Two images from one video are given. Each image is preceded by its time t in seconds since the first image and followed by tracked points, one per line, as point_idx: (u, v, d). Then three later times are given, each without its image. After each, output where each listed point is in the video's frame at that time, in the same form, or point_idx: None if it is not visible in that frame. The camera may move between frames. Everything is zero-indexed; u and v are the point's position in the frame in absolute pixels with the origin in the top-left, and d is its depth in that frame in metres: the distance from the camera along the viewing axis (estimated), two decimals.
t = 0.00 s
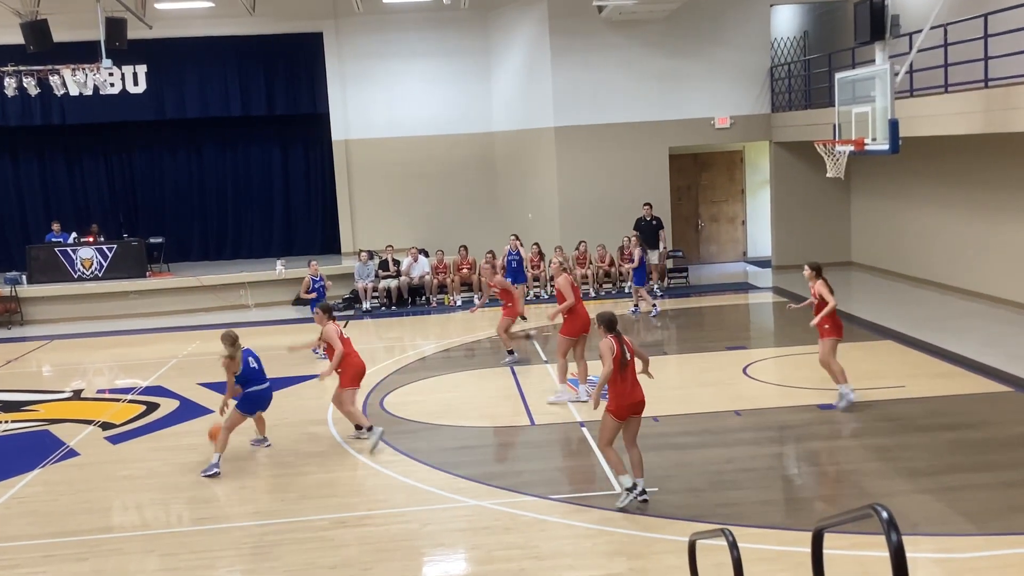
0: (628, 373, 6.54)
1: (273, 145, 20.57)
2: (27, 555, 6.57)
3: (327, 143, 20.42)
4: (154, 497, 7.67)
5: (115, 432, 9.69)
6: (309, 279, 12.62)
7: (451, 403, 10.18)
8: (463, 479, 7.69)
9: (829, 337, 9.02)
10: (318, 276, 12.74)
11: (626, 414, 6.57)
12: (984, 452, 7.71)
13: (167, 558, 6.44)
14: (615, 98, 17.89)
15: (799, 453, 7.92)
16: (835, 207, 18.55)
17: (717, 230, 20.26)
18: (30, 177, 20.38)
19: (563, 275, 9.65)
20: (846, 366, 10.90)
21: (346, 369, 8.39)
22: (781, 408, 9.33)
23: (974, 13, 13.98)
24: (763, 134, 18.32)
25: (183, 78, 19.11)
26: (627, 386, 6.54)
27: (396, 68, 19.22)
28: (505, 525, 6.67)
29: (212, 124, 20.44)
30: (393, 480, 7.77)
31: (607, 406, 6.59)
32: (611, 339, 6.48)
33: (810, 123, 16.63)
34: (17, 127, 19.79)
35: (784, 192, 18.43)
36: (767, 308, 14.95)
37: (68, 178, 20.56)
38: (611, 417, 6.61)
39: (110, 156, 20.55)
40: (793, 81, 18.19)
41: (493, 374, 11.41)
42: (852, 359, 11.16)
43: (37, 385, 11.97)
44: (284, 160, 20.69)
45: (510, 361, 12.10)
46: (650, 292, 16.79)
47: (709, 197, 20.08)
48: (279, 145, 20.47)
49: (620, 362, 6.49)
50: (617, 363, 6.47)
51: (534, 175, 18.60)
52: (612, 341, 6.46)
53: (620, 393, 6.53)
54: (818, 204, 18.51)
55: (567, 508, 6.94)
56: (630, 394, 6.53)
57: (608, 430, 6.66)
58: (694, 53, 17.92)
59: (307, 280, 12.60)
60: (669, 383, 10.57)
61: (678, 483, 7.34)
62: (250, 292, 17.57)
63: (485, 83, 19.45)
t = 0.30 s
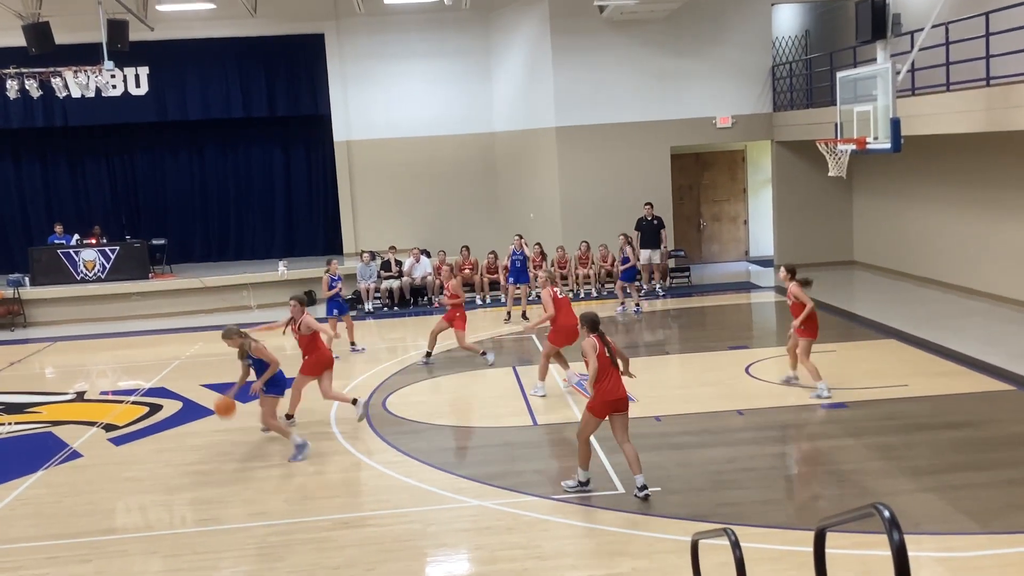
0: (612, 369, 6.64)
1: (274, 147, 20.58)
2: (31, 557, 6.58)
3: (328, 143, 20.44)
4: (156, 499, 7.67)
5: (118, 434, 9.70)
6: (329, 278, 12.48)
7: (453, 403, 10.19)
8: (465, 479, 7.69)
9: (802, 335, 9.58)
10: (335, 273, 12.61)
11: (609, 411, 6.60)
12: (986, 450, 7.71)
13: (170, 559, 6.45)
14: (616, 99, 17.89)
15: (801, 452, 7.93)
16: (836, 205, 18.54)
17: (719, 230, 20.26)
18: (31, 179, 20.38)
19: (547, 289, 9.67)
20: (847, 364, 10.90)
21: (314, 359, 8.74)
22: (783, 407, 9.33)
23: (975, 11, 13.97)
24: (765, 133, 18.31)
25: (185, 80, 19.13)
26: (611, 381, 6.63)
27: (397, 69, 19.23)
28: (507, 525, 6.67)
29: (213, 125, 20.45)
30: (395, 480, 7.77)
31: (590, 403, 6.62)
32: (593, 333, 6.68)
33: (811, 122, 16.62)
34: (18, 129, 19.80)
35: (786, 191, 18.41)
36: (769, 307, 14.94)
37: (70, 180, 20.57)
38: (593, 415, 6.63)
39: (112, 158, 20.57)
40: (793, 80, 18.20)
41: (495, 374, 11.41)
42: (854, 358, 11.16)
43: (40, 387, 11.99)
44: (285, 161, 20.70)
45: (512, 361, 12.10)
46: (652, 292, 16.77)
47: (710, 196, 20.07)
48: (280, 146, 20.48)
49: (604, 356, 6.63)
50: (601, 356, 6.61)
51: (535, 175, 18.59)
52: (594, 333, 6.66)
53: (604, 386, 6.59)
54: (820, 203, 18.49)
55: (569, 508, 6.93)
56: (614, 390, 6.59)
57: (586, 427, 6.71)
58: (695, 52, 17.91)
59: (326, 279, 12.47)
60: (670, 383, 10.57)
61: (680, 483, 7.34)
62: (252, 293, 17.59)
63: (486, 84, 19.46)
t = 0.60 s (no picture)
0: (577, 366, 6.84)
1: (273, 147, 20.58)
2: (30, 558, 6.58)
3: (326, 143, 20.44)
4: (155, 499, 7.67)
5: (117, 434, 9.70)
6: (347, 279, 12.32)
7: (451, 403, 10.19)
8: (464, 479, 7.69)
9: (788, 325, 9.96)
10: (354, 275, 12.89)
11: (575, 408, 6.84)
12: (984, 449, 7.72)
13: (169, 560, 6.45)
14: (615, 98, 17.90)
15: (799, 451, 7.93)
16: (834, 204, 18.54)
17: (717, 229, 20.26)
18: (29, 180, 20.35)
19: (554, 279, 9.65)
20: (845, 363, 10.91)
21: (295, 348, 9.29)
22: (781, 406, 9.34)
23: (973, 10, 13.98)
24: (763, 132, 18.30)
25: (184, 80, 19.11)
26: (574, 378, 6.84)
27: (394, 69, 19.23)
28: (506, 524, 6.67)
29: (211, 125, 20.43)
30: (393, 480, 7.77)
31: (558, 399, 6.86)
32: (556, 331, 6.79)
33: (809, 120, 16.63)
34: (16, 130, 19.77)
35: (784, 190, 18.40)
36: (767, 306, 14.94)
37: (69, 182, 20.54)
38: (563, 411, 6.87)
39: (110, 159, 20.55)
40: (792, 79, 18.21)
41: (494, 374, 11.41)
42: (852, 357, 11.17)
43: (38, 387, 11.99)
44: (283, 161, 20.70)
45: (510, 361, 12.10)
46: (650, 291, 16.76)
47: (708, 196, 20.08)
48: (279, 146, 20.47)
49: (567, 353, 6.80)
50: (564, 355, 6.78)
51: (533, 175, 18.60)
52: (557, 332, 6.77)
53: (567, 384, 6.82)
54: (818, 202, 18.49)
55: (568, 508, 6.93)
56: (578, 387, 6.82)
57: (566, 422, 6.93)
58: (693, 51, 17.92)
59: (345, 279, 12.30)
60: (669, 382, 10.58)
61: (679, 483, 7.34)
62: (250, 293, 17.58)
63: (484, 83, 19.45)
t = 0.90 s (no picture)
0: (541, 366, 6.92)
1: (268, 147, 20.58)
2: (26, 558, 6.57)
3: (322, 142, 20.44)
4: (151, 500, 7.66)
5: (113, 434, 9.69)
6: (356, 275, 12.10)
7: (449, 402, 10.19)
8: (461, 479, 7.69)
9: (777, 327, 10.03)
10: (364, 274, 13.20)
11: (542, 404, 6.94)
12: (981, 448, 7.72)
13: (165, 560, 6.44)
14: (610, 97, 17.90)
15: (796, 451, 7.94)
16: (830, 203, 18.56)
17: (713, 228, 20.27)
18: (25, 180, 20.31)
19: (562, 288, 9.46)
20: (844, 362, 10.91)
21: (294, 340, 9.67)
22: (779, 405, 9.34)
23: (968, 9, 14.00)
24: (759, 131, 18.32)
25: (179, 80, 19.09)
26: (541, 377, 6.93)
27: (390, 70, 19.23)
28: (503, 524, 6.67)
29: (207, 125, 20.41)
30: (390, 480, 7.76)
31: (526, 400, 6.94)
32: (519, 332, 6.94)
33: (805, 120, 16.65)
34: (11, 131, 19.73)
35: (779, 190, 18.42)
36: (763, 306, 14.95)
37: (65, 183, 20.50)
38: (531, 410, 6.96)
39: (106, 159, 20.52)
40: (787, 78, 18.23)
41: (491, 374, 11.40)
42: (849, 356, 11.18)
43: (34, 388, 11.97)
44: (279, 161, 20.69)
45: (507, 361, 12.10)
46: (646, 291, 16.76)
47: (704, 195, 20.10)
48: (275, 146, 20.46)
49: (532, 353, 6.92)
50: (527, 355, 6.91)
51: (530, 175, 18.59)
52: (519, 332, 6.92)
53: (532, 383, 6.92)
54: (814, 201, 18.52)
55: (564, 507, 6.94)
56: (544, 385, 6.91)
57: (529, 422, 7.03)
58: (689, 52, 17.94)
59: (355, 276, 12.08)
60: (666, 381, 10.58)
61: (676, 482, 7.34)
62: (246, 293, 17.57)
63: (481, 83, 19.45)
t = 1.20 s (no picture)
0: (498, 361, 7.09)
1: (258, 147, 20.55)
2: (16, 560, 6.55)
3: (312, 143, 20.41)
4: (141, 500, 7.65)
5: (103, 436, 9.66)
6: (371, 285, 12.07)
7: (440, 403, 10.18)
8: (451, 479, 7.69)
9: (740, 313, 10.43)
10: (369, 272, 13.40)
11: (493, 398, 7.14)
12: (971, 447, 7.75)
13: (156, 562, 6.42)
14: (601, 98, 17.91)
15: (787, 450, 7.95)
16: (821, 203, 18.61)
17: (705, 229, 20.29)
18: (14, 181, 20.21)
19: (555, 287, 9.44)
20: (835, 362, 10.93)
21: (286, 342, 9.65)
22: (769, 405, 9.36)
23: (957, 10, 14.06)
24: (749, 132, 18.37)
25: (169, 80, 19.03)
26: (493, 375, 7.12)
27: (381, 70, 19.20)
28: (494, 524, 6.67)
29: (197, 126, 20.36)
30: (382, 481, 7.75)
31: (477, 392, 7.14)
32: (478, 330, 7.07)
33: (795, 121, 16.69)
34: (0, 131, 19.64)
35: (770, 191, 18.45)
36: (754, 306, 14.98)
37: (54, 184, 20.39)
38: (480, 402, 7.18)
39: (96, 160, 20.44)
40: (778, 78, 18.27)
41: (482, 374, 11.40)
42: (839, 356, 11.21)
43: (24, 389, 11.93)
44: (270, 162, 20.65)
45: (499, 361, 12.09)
46: (638, 291, 16.77)
47: (695, 195, 20.14)
48: (265, 147, 20.42)
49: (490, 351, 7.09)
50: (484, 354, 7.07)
51: (521, 175, 18.59)
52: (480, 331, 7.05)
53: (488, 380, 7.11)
54: (804, 202, 18.56)
55: (555, 507, 6.95)
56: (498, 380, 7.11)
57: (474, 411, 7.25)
58: (680, 52, 17.96)
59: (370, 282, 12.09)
60: (657, 381, 10.60)
61: (667, 482, 7.35)
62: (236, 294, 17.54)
63: (472, 83, 19.44)
